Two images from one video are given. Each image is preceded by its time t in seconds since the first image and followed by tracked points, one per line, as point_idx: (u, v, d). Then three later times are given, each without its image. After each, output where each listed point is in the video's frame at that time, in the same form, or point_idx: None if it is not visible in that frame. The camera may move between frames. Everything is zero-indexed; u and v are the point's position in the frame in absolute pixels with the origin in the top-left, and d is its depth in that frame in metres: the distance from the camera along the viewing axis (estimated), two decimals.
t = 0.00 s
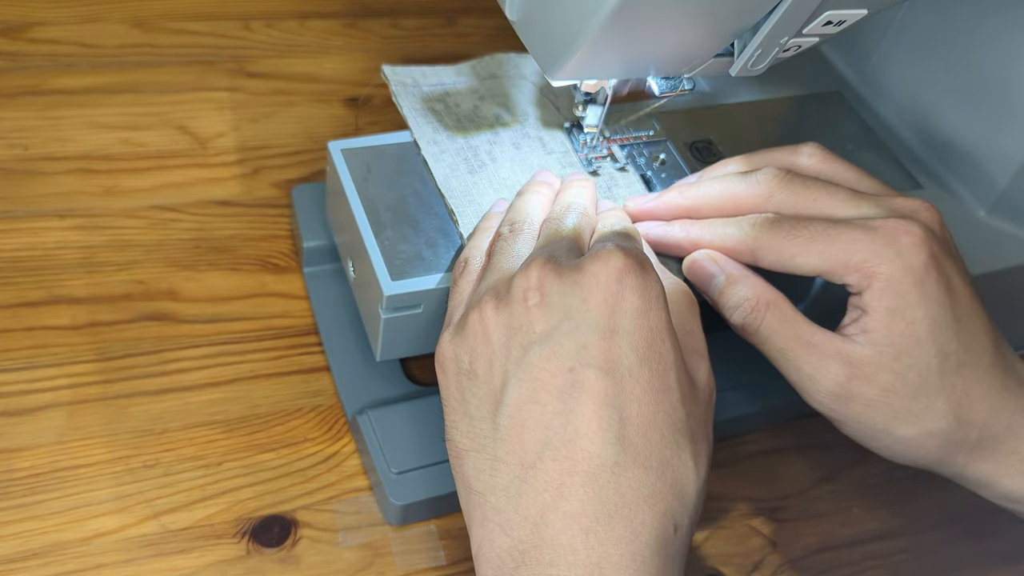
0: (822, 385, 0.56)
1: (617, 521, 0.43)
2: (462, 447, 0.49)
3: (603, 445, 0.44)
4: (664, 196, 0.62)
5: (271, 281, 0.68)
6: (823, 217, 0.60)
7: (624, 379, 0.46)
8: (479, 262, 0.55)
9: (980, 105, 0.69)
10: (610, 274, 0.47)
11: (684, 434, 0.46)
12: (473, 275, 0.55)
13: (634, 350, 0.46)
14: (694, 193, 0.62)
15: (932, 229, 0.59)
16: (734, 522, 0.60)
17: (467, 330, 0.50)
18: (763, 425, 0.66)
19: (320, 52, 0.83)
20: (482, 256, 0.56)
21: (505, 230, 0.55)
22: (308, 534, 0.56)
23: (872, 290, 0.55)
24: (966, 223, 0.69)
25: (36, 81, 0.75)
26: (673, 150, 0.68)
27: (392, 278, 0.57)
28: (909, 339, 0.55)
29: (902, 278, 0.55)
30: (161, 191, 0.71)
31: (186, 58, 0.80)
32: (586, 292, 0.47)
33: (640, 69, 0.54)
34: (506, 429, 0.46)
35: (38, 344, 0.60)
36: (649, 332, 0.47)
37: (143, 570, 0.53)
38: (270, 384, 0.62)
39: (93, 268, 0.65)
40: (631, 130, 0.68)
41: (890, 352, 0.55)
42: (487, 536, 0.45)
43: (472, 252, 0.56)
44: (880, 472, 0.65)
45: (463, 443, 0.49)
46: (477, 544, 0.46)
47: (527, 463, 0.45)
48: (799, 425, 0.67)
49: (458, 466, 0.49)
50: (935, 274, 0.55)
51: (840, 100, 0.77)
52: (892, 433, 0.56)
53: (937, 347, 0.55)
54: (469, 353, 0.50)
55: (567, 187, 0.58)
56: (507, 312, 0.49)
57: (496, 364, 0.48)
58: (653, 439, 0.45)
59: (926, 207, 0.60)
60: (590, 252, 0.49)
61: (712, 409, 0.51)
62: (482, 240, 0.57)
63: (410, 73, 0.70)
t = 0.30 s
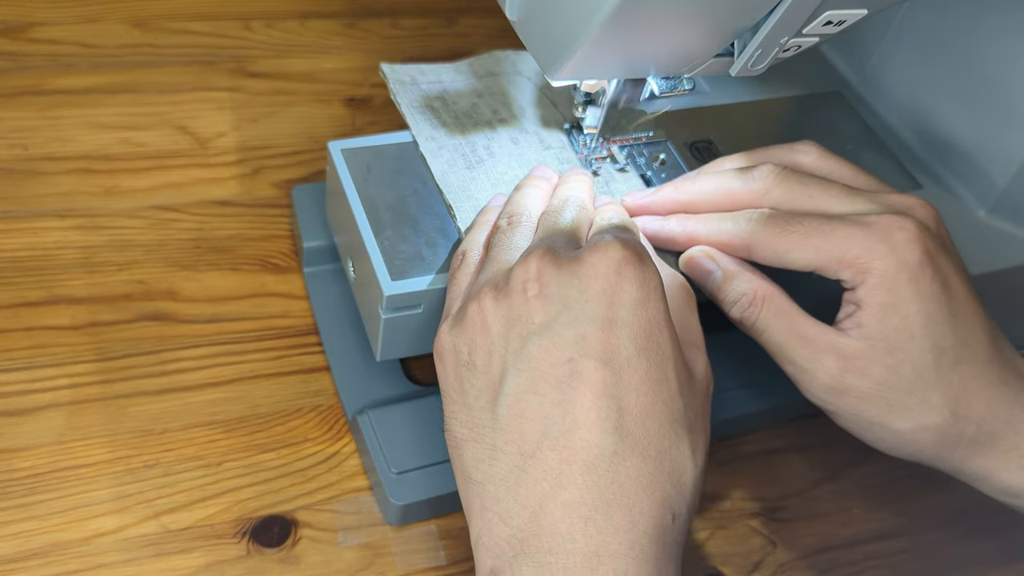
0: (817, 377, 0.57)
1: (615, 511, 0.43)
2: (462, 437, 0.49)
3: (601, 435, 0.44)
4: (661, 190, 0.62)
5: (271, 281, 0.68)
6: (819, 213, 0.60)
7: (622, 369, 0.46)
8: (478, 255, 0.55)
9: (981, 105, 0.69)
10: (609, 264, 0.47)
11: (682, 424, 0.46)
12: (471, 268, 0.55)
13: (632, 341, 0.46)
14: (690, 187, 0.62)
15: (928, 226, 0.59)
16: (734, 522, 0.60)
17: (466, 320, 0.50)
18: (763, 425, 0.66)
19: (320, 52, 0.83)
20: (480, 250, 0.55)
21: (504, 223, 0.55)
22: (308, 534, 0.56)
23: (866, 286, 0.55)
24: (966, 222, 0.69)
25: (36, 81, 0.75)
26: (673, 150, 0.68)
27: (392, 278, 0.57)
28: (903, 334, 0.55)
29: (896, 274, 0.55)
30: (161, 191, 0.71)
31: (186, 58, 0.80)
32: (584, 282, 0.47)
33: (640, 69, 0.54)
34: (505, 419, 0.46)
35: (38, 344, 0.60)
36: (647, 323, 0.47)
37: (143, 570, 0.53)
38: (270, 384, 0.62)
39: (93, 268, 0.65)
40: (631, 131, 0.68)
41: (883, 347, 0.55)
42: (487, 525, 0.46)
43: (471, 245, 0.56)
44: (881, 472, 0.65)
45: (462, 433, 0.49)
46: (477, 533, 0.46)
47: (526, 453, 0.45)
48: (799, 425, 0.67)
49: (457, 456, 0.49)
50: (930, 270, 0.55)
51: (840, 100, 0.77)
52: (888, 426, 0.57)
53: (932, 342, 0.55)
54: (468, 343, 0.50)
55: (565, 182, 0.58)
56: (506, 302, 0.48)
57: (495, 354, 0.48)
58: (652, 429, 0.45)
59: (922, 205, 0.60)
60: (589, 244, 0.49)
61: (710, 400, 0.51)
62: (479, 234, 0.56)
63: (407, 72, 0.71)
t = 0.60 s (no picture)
0: (813, 373, 0.57)
1: (610, 505, 0.43)
2: (457, 432, 0.48)
3: (597, 431, 0.44)
4: (657, 185, 0.62)
5: (271, 281, 0.68)
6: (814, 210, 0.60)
7: (618, 365, 0.46)
8: (475, 249, 0.55)
9: (981, 105, 0.69)
10: (606, 262, 0.47)
11: (676, 422, 0.46)
12: (468, 263, 0.55)
13: (628, 338, 0.46)
14: (686, 183, 0.62)
15: (921, 225, 0.59)
16: (734, 522, 0.60)
17: (463, 315, 0.50)
18: (763, 425, 0.66)
19: (320, 52, 0.83)
20: (477, 244, 0.55)
21: (500, 217, 0.55)
22: (308, 534, 0.56)
23: (859, 284, 0.55)
24: (966, 223, 0.69)
25: (36, 81, 0.75)
26: (673, 150, 0.68)
27: (392, 278, 0.57)
28: (897, 332, 0.55)
29: (890, 271, 0.55)
30: (161, 191, 0.71)
31: (186, 58, 0.80)
32: (581, 280, 0.47)
33: (639, 70, 0.54)
34: (501, 414, 0.46)
35: (38, 344, 0.60)
36: (643, 320, 0.47)
37: (143, 570, 0.53)
38: (271, 384, 0.62)
39: (93, 268, 0.65)
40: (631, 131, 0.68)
41: (877, 344, 0.55)
42: (482, 519, 0.45)
43: (467, 239, 0.56)
44: (880, 472, 0.65)
45: (457, 428, 0.49)
46: (471, 528, 0.46)
47: (522, 448, 0.45)
48: (798, 426, 0.67)
49: (451, 451, 0.49)
50: (923, 268, 0.55)
51: (840, 100, 0.77)
52: (884, 423, 0.57)
53: (926, 340, 0.55)
54: (465, 339, 0.50)
55: (562, 177, 0.58)
56: (504, 299, 0.48)
57: (492, 350, 0.48)
58: (647, 425, 0.45)
59: (914, 203, 0.60)
60: (586, 241, 0.49)
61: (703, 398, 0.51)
62: (476, 229, 0.57)
63: (405, 70, 0.71)
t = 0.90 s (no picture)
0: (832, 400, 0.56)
1: (622, 548, 0.43)
2: (465, 460, 0.49)
3: (611, 471, 0.44)
4: (667, 205, 0.62)
5: (271, 281, 0.68)
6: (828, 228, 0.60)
7: (635, 404, 0.46)
8: (483, 263, 0.55)
9: (982, 105, 0.69)
10: (626, 297, 0.47)
11: (692, 461, 0.46)
12: (477, 278, 0.54)
13: (646, 375, 0.46)
14: (697, 202, 0.62)
15: (938, 240, 0.59)
16: (734, 522, 0.60)
17: (474, 340, 0.50)
18: (763, 425, 0.66)
19: (320, 52, 0.83)
20: (486, 256, 0.55)
21: (510, 230, 0.55)
22: (308, 534, 0.56)
23: (882, 303, 0.55)
24: (965, 222, 0.69)
25: (36, 81, 0.75)
26: (673, 150, 0.68)
27: (392, 277, 0.57)
28: (919, 351, 0.55)
29: (911, 294, 0.55)
30: (160, 191, 0.71)
31: (186, 58, 0.80)
32: (600, 313, 0.47)
33: (639, 70, 0.54)
34: (513, 447, 0.46)
35: (38, 344, 0.60)
36: (662, 358, 0.47)
37: (143, 570, 0.53)
38: (271, 384, 0.62)
39: (93, 268, 0.65)
40: (631, 131, 0.68)
41: (899, 365, 0.55)
42: (489, 553, 0.46)
43: (475, 253, 0.55)
44: (880, 472, 0.65)
45: (465, 456, 0.49)
46: (477, 558, 0.46)
47: (533, 484, 0.45)
48: (799, 426, 0.67)
49: (458, 478, 0.49)
50: (942, 285, 0.55)
51: (840, 100, 0.77)
52: (904, 444, 0.57)
53: (945, 358, 0.55)
54: (476, 364, 0.50)
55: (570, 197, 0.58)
56: (518, 326, 0.49)
57: (506, 379, 0.48)
58: (662, 466, 0.45)
59: (932, 217, 0.60)
60: (605, 269, 0.49)
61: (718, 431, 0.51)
62: (483, 242, 0.56)
63: (403, 72, 0.71)
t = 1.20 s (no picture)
0: (830, 398, 0.56)
1: (606, 549, 0.43)
2: (451, 463, 0.49)
3: (594, 473, 0.44)
4: (665, 203, 0.62)
5: (271, 281, 0.68)
6: (824, 227, 0.60)
7: (618, 406, 0.46)
8: (471, 270, 0.55)
9: (982, 105, 0.69)
10: (609, 301, 0.47)
11: (677, 464, 0.46)
12: (464, 284, 0.55)
13: (629, 379, 0.46)
14: (694, 201, 0.62)
15: (934, 238, 0.59)
16: (734, 522, 0.60)
17: (460, 343, 0.50)
18: (763, 425, 0.66)
19: (320, 52, 0.83)
20: (473, 265, 0.55)
21: (498, 237, 0.55)
22: (308, 534, 0.56)
23: (876, 302, 0.55)
24: (965, 222, 0.69)
25: (36, 81, 0.75)
26: (673, 150, 0.68)
27: (392, 277, 0.57)
28: (916, 348, 0.55)
29: (906, 291, 0.55)
30: (160, 191, 0.71)
31: (186, 58, 0.80)
32: (583, 317, 0.47)
33: (639, 69, 0.54)
34: (497, 450, 0.46)
35: (38, 344, 0.60)
36: (645, 361, 0.47)
37: (143, 570, 0.53)
38: (270, 384, 0.62)
39: (93, 268, 0.65)
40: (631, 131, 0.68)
41: (896, 363, 0.55)
42: (474, 556, 0.45)
43: (464, 259, 0.56)
44: (880, 472, 0.65)
45: (451, 459, 0.49)
46: (463, 561, 0.46)
47: (517, 486, 0.45)
48: (798, 426, 0.67)
49: (444, 481, 0.49)
50: (938, 283, 0.56)
51: (840, 100, 0.77)
52: (902, 441, 0.57)
53: (943, 355, 0.55)
54: (461, 367, 0.50)
55: (563, 197, 0.58)
56: (502, 329, 0.49)
57: (489, 382, 0.48)
58: (645, 468, 0.45)
59: (928, 216, 0.60)
60: (590, 272, 0.49)
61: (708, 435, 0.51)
62: (474, 248, 0.56)
63: (401, 74, 0.70)
